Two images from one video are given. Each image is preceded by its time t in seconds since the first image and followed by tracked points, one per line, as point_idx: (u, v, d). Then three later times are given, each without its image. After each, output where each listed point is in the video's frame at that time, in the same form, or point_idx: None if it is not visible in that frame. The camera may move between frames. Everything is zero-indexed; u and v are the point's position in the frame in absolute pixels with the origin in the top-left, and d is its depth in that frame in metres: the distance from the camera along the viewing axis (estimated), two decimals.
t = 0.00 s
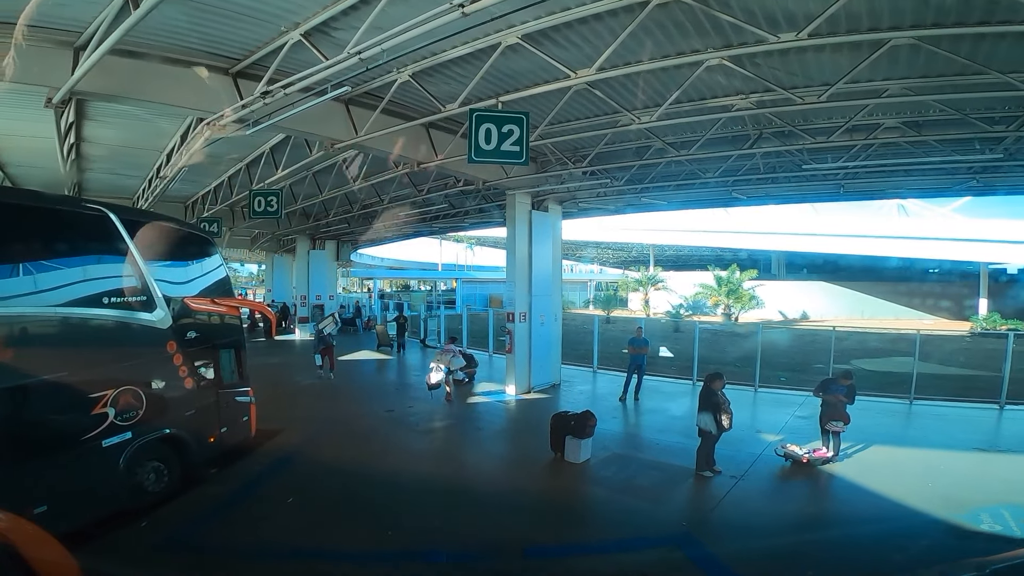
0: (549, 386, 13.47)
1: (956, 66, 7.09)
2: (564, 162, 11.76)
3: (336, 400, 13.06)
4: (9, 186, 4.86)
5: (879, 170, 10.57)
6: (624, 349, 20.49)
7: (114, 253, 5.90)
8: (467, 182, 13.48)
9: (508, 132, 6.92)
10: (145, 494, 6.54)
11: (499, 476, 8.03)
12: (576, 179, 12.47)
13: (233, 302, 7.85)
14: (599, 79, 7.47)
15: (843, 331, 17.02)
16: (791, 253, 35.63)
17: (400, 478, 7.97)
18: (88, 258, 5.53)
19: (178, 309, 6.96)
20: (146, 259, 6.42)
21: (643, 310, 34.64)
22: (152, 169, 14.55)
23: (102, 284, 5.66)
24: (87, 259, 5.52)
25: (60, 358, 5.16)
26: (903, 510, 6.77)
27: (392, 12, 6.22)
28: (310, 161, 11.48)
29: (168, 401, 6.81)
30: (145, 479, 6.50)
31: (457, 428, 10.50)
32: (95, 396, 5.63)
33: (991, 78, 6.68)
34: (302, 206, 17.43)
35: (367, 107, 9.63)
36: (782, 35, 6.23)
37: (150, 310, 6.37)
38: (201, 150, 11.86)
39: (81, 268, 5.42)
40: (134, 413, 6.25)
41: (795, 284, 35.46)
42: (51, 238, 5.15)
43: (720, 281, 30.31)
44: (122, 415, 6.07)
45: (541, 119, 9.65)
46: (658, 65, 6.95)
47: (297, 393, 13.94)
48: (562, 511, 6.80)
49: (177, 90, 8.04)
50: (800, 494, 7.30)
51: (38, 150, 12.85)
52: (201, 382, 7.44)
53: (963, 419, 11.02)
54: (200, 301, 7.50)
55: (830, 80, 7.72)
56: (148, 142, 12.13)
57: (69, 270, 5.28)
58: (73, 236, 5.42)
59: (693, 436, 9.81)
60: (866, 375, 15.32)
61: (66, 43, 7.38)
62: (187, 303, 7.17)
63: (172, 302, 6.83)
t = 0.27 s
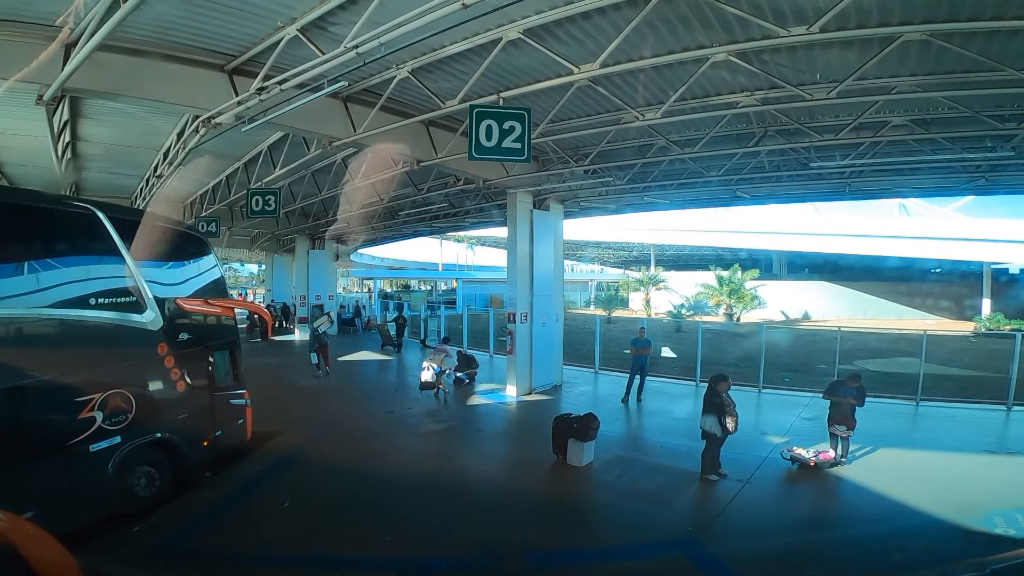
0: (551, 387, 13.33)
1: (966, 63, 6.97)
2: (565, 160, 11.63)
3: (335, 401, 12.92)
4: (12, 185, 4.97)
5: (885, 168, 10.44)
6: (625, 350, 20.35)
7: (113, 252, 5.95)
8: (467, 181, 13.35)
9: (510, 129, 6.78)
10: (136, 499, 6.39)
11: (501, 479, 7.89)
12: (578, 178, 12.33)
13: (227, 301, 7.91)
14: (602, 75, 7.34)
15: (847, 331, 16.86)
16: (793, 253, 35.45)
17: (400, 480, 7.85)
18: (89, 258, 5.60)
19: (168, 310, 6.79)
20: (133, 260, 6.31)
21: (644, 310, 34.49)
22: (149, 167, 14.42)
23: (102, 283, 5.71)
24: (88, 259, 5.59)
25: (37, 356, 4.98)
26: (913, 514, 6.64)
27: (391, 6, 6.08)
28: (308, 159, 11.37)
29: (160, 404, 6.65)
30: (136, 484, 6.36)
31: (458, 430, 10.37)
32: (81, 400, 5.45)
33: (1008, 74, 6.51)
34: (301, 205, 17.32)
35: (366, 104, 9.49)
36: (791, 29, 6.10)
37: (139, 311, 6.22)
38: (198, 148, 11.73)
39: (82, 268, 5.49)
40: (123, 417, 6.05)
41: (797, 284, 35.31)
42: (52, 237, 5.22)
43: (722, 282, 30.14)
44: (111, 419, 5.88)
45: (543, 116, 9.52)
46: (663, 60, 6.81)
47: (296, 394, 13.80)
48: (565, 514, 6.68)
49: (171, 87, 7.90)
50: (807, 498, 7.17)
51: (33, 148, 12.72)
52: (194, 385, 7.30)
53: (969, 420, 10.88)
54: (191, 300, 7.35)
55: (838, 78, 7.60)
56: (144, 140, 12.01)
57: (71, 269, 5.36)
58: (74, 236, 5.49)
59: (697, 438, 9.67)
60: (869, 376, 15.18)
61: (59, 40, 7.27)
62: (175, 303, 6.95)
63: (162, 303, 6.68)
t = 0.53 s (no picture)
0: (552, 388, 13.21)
1: (977, 59, 6.85)
2: (568, 159, 11.54)
3: (335, 402, 12.81)
4: (18, 186, 5.14)
5: (891, 166, 10.32)
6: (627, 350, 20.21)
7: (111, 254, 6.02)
8: (468, 179, 13.23)
9: (511, 126, 6.66)
10: (128, 505, 6.31)
11: (503, 482, 7.76)
12: (580, 177, 12.21)
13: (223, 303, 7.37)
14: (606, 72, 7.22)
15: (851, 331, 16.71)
16: (795, 253, 35.26)
17: (400, 483, 7.74)
18: (87, 261, 5.72)
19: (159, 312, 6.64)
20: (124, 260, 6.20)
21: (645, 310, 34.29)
22: (147, 167, 14.32)
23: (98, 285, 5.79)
24: (88, 261, 5.72)
25: (25, 360, 4.98)
26: (923, 519, 6.51)
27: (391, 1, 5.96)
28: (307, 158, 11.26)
29: (152, 406, 6.58)
30: (128, 489, 6.28)
31: (459, 432, 10.23)
32: (69, 404, 5.43)
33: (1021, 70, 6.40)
34: (300, 205, 17.21)
35: (365, 101, 9.36)
36: (801, 24, 5.97)
37: (128, 312, 6.11)
38: (195, 147, 11.60)
39: (80, 269, 5.60)
40: (113, 421, 6.02)
41: (799, 283, 35.13)
42: (53, 238, 5.36)
43: (724, 281, 29.97)
44: (99, 424, 5.84)
45: (545, 114, 9.41)
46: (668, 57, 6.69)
47: (296, 395, 13.68)
48: (568, 519, 6.54)
49: (166, 85, 7.77)
50: (814, 502, 7.05)
51: (30, 148, 12.61)
52: (187, 388, 7.16)
53: (976, 422, 10.74)
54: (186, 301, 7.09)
55: (846, 74, 7.48)
56: (141, 139, 11.89)
57: (68, 270, 5.47)
58: (75, 237, 5.64)
59: (701, 440, 9.55)
60: (874, 377, 15.03)
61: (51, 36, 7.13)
62: (167, 305, 6.78)
63: (153, 305, 6.53)
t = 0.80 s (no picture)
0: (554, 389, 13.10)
1: (986, 56, 6.75)
2: (569, 158, 11.46)
3: (334, 404, 12.69)
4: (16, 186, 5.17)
5: (897, 165, 10.22)
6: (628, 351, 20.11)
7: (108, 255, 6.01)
8: (469, 179, 13.13)
9: (513, 123, 6.56)
10: (116, 510, 6.10)
11: (504, 484, 7.66)
12: (581, 176, 12.11)
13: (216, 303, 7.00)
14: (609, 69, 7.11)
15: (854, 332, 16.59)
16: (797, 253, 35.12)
17: (400, 485, 7.65)
18: (86, 262, 5.71)
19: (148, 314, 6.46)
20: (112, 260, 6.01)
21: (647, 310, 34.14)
22: (144, 166, 14.22)
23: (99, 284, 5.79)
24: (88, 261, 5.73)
25: (18, 360, 4.93)
26: (932, 522, 6.40)
27: None
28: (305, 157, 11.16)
29: (143, 409, 6.41)
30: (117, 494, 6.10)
31: (460, 433, 10.13)
32: (53, 407, 5.23)
33: None
34: (299, 204, 17.12)
35: (363, 99, 9.26)
36: (811, 19, 5.85)
37: (116, 313, 5.92)
38: (193, 146, 11.50)
39: (79, 269, 5.60)
40: (100, 424, 5.82)
41: (801, 283, 34.99)
42: (51, 239, 5.39)
43: (726, 281, 29.85)
44: (85, 427, 5.63)
45: (546, 111, 9.29)
46: (673, 53, 6.58)
47: (295, 396, 13.56)
48: (571, 522, 6.44)
49: (159, 81, 7.61)
50: (820, 505, 6.93)
51: (25, 147, 12.49)
52: (180, 390, 7.04)
53: (983, 423, 10.62)
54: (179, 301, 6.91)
55: (853, 72, 7.38)
56: (139, 138, 11.79)
57: (67, 270, 5.49)
58: (73, 237, 5.65)
59: (704, 442, 9.44)
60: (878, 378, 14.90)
61: (46, 34, 7.04)
62: (160, 306, 6.67)
63: (143, 305, 6.38)
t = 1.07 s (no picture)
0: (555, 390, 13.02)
1: (994, 54, 6.67)
2: (570, 157, 11.39)
3: (334, 404, 12.61)
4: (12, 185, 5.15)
5: (901, 164, 10.14)
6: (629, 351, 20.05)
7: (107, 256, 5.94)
8: (470, 178, 13.04)
9: (514, 120, 6.47)
10: (105, 516, 5.95)
11: (505, 487, 7.55)
12: (583, 175, 12.02)
13: (208, 303, 7.45)
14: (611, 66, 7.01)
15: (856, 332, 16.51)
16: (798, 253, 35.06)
17: (400, 486, 7.56)
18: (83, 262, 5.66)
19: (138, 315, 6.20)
20: (99, 259, 5.83)
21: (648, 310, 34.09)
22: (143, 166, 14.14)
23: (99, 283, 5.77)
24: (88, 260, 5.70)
25: (20, 361, 4.87)
26: (940, 525, 6.30)
27: None
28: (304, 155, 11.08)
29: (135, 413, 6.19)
30: (105, 500, 5.92)
31: (460, 435, 10.04)
32: (36, 411, 5.01)
33: None
34: (299, 204, 17.04)
35: (363, 97, 9.17)
36: (818, 14, 5.75)
37: (105, 314, 5.74)
38: (190, 145, 11.41)
39: (78, 270, 5.57)
40: (88, 428, 5.60)
41: (802, 283, 34.92)
42: (50, 238, 5.34)
43: (727, 281, 29.80)
44: (72, 432, 5.40)
45: (548, 109, 9.20)
46: (677, 50, 6.47)
47: (294, 396, 13.48)
48: (573, 525, 6.35)
49: (155, 78, 7.54)
50: (826, 508, 6.84)
51: (23, 147, 12.42)
52: (172, 393, 6.80)
53: (989, 424, 10.53)
54: (169, 304, 6.81)
55: (858, 69, 7.30)
56: (136, 137, 11.70)
57: (65, 272, 5.46)
58: (72, 237, 5.60)
59: (707, 444, 9.34)
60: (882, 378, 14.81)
61: (41, 32, 6.96)
62: (154, 309, 6.50)
63: (132, 306, 6.15)
